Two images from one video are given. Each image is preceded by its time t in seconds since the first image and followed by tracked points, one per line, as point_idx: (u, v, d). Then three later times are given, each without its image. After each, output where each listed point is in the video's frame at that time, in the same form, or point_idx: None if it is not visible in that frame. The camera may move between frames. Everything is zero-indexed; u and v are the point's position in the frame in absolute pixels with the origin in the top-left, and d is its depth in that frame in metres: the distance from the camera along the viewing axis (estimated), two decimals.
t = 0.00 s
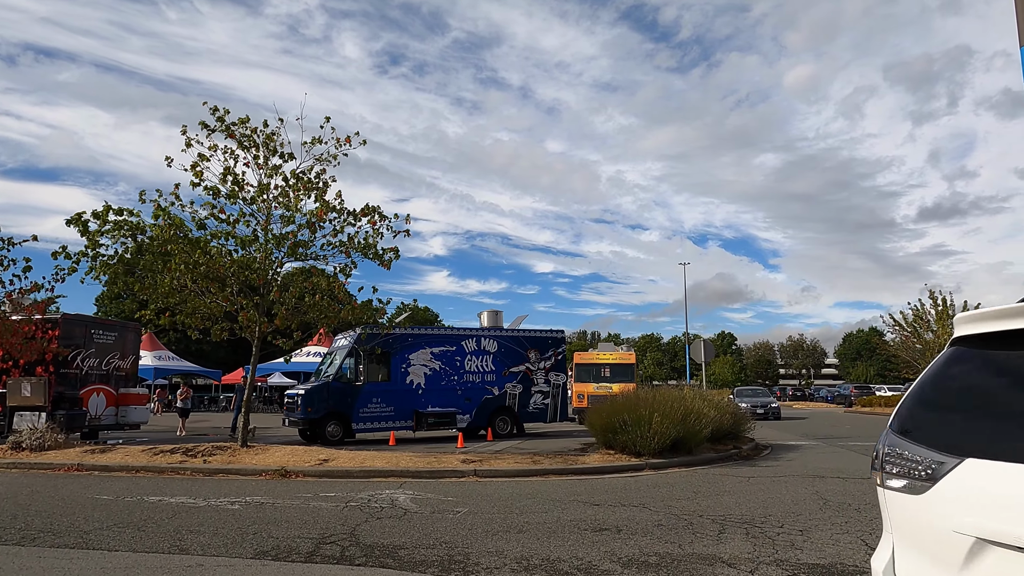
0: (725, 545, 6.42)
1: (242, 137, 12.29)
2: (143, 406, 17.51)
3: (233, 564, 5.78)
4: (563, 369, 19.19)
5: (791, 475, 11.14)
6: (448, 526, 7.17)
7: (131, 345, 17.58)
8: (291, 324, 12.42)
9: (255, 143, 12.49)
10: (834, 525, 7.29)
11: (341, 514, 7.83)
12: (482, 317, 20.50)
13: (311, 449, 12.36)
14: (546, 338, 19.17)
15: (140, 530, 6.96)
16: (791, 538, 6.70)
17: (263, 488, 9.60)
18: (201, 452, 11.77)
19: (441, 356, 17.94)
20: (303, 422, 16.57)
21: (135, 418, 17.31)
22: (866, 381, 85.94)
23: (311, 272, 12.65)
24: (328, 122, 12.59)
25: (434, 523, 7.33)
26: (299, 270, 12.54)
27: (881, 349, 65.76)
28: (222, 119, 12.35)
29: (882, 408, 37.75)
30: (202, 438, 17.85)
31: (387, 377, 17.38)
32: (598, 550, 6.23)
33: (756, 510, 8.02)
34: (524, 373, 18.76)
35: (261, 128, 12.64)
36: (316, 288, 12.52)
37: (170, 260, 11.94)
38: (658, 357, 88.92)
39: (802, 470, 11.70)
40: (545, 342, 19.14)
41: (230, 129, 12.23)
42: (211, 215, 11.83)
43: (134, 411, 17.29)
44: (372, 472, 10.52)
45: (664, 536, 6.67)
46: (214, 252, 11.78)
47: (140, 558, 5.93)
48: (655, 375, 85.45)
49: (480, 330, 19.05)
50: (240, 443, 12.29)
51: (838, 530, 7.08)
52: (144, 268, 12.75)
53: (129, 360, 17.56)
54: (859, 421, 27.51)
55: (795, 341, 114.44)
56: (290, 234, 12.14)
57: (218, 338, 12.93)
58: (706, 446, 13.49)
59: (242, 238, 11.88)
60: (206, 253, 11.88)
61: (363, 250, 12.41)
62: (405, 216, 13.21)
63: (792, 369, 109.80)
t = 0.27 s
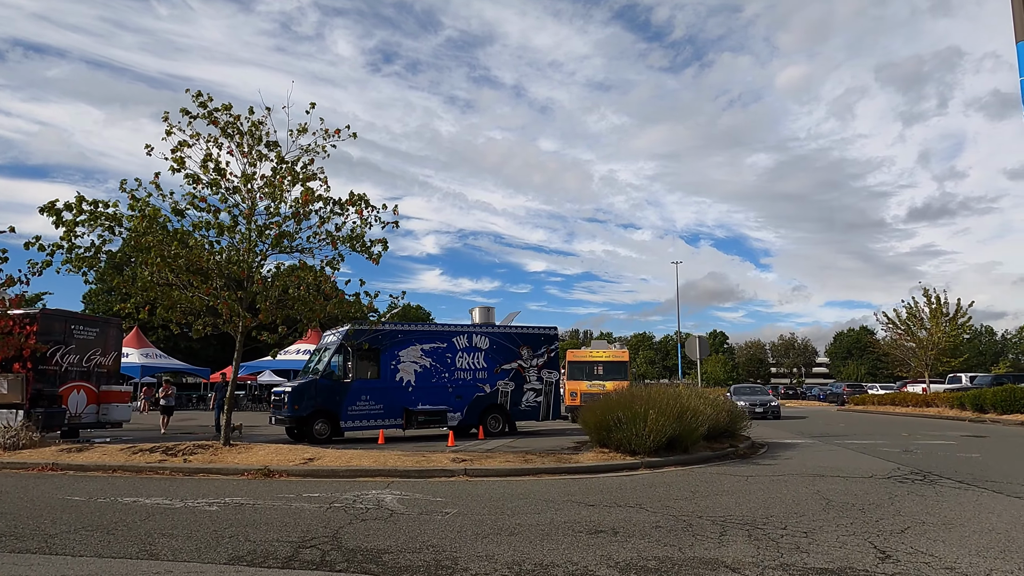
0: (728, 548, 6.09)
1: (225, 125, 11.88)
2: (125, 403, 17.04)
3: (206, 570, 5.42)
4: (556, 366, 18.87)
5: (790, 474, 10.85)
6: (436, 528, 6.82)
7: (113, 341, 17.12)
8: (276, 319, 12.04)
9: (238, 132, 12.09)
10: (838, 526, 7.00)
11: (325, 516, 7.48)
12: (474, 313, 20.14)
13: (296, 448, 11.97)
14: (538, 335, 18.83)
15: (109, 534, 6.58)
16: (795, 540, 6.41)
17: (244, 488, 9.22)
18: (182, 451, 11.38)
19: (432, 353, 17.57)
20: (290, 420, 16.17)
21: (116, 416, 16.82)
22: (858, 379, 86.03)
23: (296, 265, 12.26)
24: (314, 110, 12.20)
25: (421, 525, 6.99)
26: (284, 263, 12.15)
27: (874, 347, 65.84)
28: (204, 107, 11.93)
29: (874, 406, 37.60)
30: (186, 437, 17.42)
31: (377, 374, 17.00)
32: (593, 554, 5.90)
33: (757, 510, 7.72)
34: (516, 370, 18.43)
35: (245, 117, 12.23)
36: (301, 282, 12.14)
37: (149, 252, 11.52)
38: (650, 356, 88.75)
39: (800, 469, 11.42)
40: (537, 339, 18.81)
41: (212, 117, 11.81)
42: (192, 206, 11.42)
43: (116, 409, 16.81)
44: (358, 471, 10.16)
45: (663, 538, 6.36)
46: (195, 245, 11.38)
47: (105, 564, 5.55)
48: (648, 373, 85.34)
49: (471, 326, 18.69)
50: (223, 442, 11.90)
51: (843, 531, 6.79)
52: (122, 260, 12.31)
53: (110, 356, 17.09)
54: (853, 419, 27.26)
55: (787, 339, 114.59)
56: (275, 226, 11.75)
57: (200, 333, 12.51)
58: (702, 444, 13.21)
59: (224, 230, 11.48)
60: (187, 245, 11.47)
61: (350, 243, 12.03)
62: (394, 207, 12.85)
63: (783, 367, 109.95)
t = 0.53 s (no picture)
0: (731, 562, 5.76)
1: (207, 117, 11.46)
2: (108, 405, 16.58)
3: None
4: (550, 367, 18.52)
5: (792, 478, 10.53)
6: (422, 540, 6.45)
7: (95, 341, 16.67)
8: (260, 318, 11.65)
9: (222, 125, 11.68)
10: (846, 537, 6.68)
11: (307, 526, 7.11)
12: (467, 313, 19.77)
13: (282, 452, 11.58)
14: (532, 335, 18.48)
15: (75, 548, 6.19)
16: (801, 553, 6.08)
17: (225, 495, 8.84)
18: (162, 455, 10.98)
19: (423, 353, 17.20)
20: (277, 422, 15.77)
21: (98, 418, 16.39)
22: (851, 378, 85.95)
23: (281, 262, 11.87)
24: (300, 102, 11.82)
25: (408, 536, 6.63)
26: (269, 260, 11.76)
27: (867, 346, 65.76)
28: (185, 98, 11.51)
29: (870, 405, 37.36)
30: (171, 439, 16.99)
31: (367, 374, 16.62)
32: (589, 569, 5.56)
33: (760, 519, 7.39)
34: (510, 371, 18.07)
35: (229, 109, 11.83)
36: (287, 280, 11.74)
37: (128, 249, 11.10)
38: (644, 355, 88.53)
39: (802, 473, 11.10)
40: (531, 339, 18.46)
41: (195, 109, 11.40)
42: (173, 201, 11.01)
43: (98, 410, 16.38)
44: (345, 476, 9.79)
45: (664, 552, 6.03)
46: (176, 241, 10.97)
47: None
48: (642, 372, 85.12)
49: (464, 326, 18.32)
50: (205, 446, 11.51)
51: (852, 542, 6.47)
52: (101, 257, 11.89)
53: (92, 357, 16.64)
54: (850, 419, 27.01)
55: (780, 338, 114.59)
56: (259, 222, 11.35)
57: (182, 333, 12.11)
58: (699, 447, 12.89)
59: (206, 226, 11.07)
60: (168, 241, 11.06)
61: (338, 240, 11.65)
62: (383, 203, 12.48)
63: (776, 366, 109.94)
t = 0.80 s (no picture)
0: (744, 567, 5.43)
1: (195, 104, 11.08)
2: (94, 403, 16.14)
3: None
4: (547, 364, 18.20)
5: (798, 478, 10.23)
6: (417, 545, 6.10)
7: (82, 338, 16.24)
8: (249, 313, 11.28)
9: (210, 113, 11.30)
10: (863, 539, 6.38)
11: (296, 528, 6.76)
12: (462, 309, 19.41)
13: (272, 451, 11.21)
14: (529, 332, 18.15)
15: (48, 553, 5.82)
16: (818, 557, 5.77)
17: (211, 496, 8.47)
18: (147, 455, 10.60)
19: (418, 350, 16.85)
20: (268, 421, 15.37)
21: (84, 417, 15.97)
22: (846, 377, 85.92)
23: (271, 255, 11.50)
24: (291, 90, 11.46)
25: (403, 539, 6.28)
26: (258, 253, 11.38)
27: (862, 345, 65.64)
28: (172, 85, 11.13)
29: (866, 404, 37.19)
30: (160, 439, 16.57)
31: (360, 372, 16.24)
32: None
33: (771, 521, 7.08)
34: (506, 369, 17.73)
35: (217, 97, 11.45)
36: (277, 274, 11.38)
37: (112, 240, 10.70)
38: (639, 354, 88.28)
39: (808, 472, 10.79)
40: (527, 336, 18.13)
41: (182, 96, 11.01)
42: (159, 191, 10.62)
43: (84, 409, 15.96)
44: (336, 477, 9.44)
45: (674, 555, 5.71)
46: (161, 232, 10.59)
47: None
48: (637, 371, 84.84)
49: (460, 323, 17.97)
50: (193, 445, 11.12)
51: (870, 545, 6.16)
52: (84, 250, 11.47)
53: (78, 354, 16.22)
54: (849, 418, 26.77)
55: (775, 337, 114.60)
56: (248, 213, 10.97)
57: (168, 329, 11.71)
58: (701, 446, 12.59)
59: (193, 216, 10.68)
60: (153, 233, 10.67)
61: (330, 232, 11.29)
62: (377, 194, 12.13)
63: (771, 365, 109.92)
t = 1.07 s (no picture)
0: None
1: (184, 96, 10.71)
2: (83, 404, 15.77)
3: None
4: (546, 364, 17.85)
5: (808, 482, 9.89)
6: (414, 556, 5.75)
7: (71, 337, 15.86)
8: (240, 312, 10.93)
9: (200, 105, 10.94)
10: (886, 550, 6.05)
11: (287, 538, 6.41)
12: (460, 308, 19.06)
13: (264, 454, 10.85)
14: (528, 331, 17.81)
15: (21, 567, 5.46)
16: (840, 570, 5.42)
17: (199, 502, 8.11)
18: (135, 458, 10.25)
19: (415, 350, 16.50)
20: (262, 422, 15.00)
21: (73, 418, 15.60)
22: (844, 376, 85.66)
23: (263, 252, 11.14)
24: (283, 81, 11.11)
25: (399, 550, 5.93)
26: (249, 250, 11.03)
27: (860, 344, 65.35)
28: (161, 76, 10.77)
29: (867, 403, 36.87)
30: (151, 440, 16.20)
31: (356, 372, 15.89)
32: None
33: (786, 529, 6.75)
34: (505, 368, 17.39)
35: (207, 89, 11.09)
36: (269, 271, 11.03)
37: (98, 235, 10.32)
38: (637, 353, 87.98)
39: (817, 476, 10.46)
40: (527, 335, 17.79)
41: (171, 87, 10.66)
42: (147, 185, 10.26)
43: (74, 410, 15.59)
44: (330, 481, 9.09)
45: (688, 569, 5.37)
46: (149, 227, 10.22)
47: None
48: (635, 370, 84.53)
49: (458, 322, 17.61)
50: (182, 448, 10.76)
51: (892, 556, 5.84)
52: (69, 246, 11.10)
53: (67, 354, 15.84)
54: (851, 418, 26.47)
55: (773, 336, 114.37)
56: (239, 208, 10.62)
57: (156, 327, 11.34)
58: (706, 448, 12.26)
59: (182, 211, 10.32)
60: (141, 227, 10.30)
61: (323, 228, 10.94)
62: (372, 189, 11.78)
63: (769, 364, 109.67)
